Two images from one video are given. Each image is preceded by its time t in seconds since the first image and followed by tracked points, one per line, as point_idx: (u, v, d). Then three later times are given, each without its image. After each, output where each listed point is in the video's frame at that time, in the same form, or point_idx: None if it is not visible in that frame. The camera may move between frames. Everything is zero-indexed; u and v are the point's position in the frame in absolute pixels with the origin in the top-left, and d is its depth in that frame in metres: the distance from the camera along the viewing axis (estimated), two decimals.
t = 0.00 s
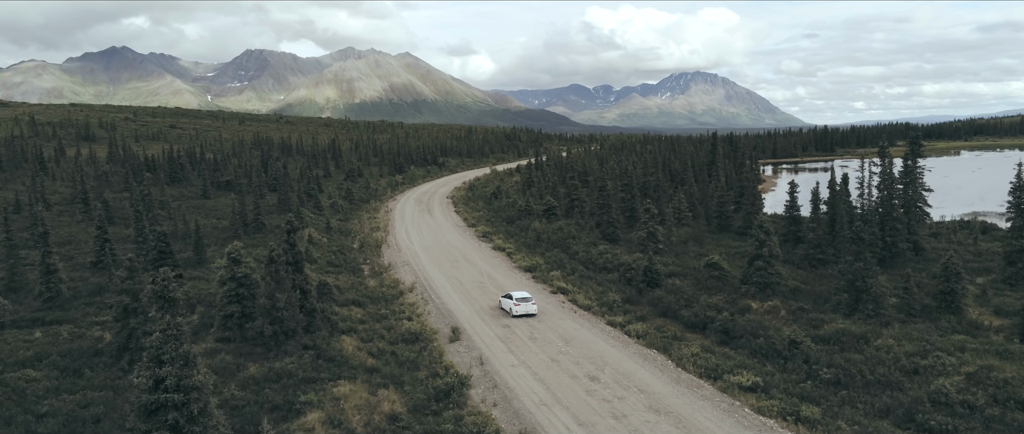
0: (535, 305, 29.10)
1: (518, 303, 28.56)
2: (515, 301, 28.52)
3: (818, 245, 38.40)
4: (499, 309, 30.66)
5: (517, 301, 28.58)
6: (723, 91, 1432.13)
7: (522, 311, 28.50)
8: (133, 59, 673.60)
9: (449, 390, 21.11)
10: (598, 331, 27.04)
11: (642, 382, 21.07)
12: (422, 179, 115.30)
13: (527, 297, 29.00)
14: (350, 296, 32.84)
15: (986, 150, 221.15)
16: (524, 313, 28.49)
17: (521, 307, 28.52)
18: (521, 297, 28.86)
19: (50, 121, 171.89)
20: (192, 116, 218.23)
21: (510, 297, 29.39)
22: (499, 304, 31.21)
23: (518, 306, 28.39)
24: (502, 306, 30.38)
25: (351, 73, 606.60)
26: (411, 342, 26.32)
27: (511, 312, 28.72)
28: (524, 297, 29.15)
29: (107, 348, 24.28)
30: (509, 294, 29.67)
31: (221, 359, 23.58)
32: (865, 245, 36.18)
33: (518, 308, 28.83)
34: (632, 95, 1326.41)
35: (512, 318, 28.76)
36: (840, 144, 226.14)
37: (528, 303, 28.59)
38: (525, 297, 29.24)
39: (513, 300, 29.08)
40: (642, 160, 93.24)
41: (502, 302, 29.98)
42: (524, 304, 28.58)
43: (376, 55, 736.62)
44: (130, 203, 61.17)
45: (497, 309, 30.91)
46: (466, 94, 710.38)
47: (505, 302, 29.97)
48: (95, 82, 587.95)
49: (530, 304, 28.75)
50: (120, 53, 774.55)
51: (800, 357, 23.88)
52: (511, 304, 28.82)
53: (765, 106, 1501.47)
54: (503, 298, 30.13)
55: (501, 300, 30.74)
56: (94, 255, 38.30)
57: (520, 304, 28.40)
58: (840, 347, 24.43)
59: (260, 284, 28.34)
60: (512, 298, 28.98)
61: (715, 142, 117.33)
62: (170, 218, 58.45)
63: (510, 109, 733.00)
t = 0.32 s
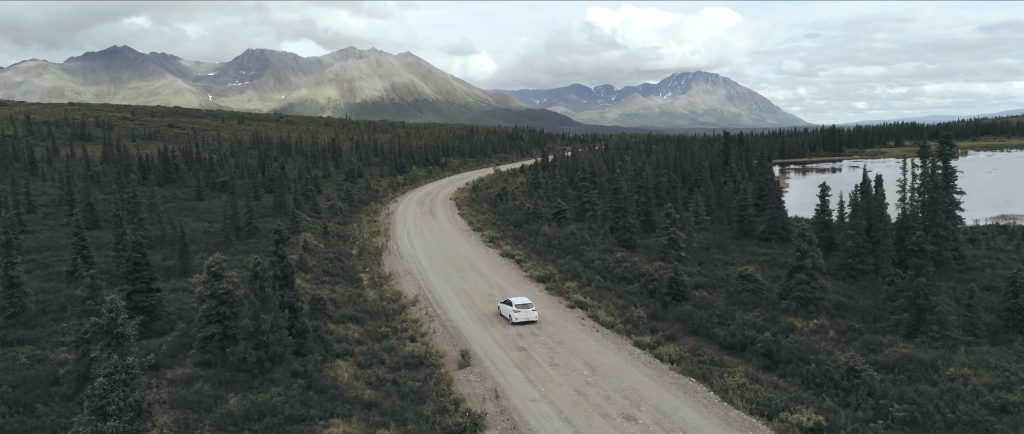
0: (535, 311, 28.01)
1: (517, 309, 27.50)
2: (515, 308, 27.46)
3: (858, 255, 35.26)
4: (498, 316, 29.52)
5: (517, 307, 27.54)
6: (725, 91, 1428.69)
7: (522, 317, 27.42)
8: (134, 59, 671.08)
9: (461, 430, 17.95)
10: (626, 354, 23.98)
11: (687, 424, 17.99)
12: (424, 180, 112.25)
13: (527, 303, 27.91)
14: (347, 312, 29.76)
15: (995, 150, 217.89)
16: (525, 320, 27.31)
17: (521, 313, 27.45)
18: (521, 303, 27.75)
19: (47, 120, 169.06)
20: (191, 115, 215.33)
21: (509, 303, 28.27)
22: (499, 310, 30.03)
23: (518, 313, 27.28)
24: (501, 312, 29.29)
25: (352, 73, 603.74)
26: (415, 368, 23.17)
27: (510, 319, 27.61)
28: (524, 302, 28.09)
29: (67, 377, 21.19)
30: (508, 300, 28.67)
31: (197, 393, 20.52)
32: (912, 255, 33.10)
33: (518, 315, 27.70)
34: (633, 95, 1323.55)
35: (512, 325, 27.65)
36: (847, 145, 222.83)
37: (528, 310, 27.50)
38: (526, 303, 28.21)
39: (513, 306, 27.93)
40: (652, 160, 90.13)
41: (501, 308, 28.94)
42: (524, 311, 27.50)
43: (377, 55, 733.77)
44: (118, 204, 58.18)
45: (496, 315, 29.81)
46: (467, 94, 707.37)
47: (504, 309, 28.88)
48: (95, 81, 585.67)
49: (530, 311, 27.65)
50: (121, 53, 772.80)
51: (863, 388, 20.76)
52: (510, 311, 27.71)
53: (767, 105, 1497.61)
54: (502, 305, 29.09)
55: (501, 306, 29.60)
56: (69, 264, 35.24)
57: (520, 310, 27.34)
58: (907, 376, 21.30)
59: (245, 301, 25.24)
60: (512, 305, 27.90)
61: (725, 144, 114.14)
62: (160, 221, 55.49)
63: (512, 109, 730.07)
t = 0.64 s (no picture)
0: (532, 320, 26.67)
1: (513, 318, 26.17)
2: (511, 317, 26.15)
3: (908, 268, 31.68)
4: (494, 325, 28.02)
5: (512, 317, 26.25)
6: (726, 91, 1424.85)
7: (518, 327, 26.08)
8: (135, 58, 668.10)
9: None
10: (661, 391, 20.44)
11: None
12: (425, 180, 108.78)
13: (523, 311, 26.59)
14: (337, 335, 26.14)
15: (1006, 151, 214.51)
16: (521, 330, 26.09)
17: (517, 322, 26.09)
18: (517, 312, 26.39)
19: (42, 119, 165.78)
20: (188, 114, 212.02)
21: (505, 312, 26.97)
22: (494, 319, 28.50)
23: (514, 322, 25.91)
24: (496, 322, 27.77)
25: (353, 72, 600.69)
26: (413, 409, 19.56)
27: (506, 329, 26.24)
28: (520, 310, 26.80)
29: None
30: (504, 308, 27.37)
31: None
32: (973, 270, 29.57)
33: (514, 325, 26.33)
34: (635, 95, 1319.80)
35: (507, 335, 26.21)
36: (855, 145, 219.61)
37: (524, 319, 26.16)
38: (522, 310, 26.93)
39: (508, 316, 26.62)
40: (662, 161, 86.72)
41: (496, 316, 27.59)
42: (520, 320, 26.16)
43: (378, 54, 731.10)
44: (100, 207, 54.76)
45: (492, 324, 28.29)
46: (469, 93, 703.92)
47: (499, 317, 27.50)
48: (95, 80, 582.92)
49: (526, 320, 26.32)
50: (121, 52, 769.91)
51: None
52: (505, 320, 26.36)
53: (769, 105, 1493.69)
54: (497, 312, 27.73)
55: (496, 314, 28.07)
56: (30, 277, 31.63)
57: (516, 319, 26.00)
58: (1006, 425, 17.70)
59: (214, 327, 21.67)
60: (507, 314, 26.57)
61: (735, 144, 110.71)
62: (143, 226, 52.07)
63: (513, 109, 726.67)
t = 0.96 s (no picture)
0: (524, 330, 25.47)
1: (504, 328, 25.00)
2: (502, 326, 25.01)
3: (962, 282, 28.26)
4: (485, 334, 26.78)
5: (504, 326, 25.07)
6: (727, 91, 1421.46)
7: (509, 337, 24.88)
8: (134, 58, 664.75)
9: None
10: None
11: None
12: (424, 181, 105.54)
13: (515, 320, 25.42)
14: (318, 362, 22.68)
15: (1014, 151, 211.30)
16: (513, 341, 24.95)
17: (509, 332, 24.93)
18: (508, 322, 25.24)
19: (34, 118, 162.47)
20: (185, 113, 208.57)
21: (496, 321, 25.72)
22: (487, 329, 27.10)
23: (505, 332, 24.74)
24: (487, 330, 26.58)
25: (353, 72, 597.64)
26: None
27: (497, 339, 25.02)
28: (512, 319, 25.65)
29: None
30: (496, 317, 26.18)
31: None
32: None
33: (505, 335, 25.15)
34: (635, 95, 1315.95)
35: (499, 346, 24.96)
36: (862, 145, 216.38)
37: (516, 328, 24.99)
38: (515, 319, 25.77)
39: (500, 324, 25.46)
40: (670, 161, 83.40)
41: (488, 326, 26.36)
42: (512, 330, 24.99)
43: (379, 53, 727.71)
44: (76, 210, 51.37)
45: (485, 334, 26.92)
46: (469, 93, 700.68)
47: (490, 326, 26.31)
48: (95, 79, 580.43)
49: (519, 330, 25.11)
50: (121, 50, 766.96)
51: None
52: (496, 330, 25.17)
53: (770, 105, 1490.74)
54: (490, 322, 26.51)
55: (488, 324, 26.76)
56: None
57: (508, 329, 24.85)
58: None
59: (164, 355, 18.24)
60: (499, 323, 25.38)
61: (743, 144, 107.32)
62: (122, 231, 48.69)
63: (513, 109, 723.16)
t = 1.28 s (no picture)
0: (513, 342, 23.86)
1: (492, 340, 23.39)
2: (489, 338, 23.43)
3: None
4: (472, 346, 25.23)
5: (491, 337, 23.47)
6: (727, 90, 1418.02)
7: (497, 350, 23.27)
8: (135, 57, 661.48)
9: None
10: None
11: None
12: (422, 181, 102.25)
13: (503, 331, 23.82)
14: (288, 401, 19.14)
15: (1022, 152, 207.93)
16: (501, 354, 23.37)
17: (496, 345, 23.31)
18: (496, 333, 23.63)
19: (25, 117, 158.95)
20: (180, 112, 204.88)
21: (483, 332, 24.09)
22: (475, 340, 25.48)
23: (493, 344, 23.13)
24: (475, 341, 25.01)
25: (352, 71, 594.27)
26: None
27: (484, 351, 23.43)
28: (499, 329, 24.05)
29: None
30: (483, 327, 24.56)
31: None
32: None
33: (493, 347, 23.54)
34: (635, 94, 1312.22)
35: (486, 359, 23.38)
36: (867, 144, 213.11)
37: (504, 340, 23.37)
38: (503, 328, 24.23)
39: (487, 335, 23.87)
40: (678, 162, 80.07)
41: (476, 336, 24.79)
42: (500, 342, 23.39)
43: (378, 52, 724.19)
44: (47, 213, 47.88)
45: (473, 345, 25.26)
46: (469, 92, 697.36)
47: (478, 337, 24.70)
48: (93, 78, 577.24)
49: (507, 342, 23.49)
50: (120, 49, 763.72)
51: None
52: (484, 342, 23.58)
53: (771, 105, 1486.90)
54: (477, 332, 24.95)
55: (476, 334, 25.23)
56: None
57: (495, 341, 23.24)
58: None
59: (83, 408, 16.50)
60: (486, 335, 23.79)
61: (751, 144, 103.97)
62: (95, 236, 45.28)
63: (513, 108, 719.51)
